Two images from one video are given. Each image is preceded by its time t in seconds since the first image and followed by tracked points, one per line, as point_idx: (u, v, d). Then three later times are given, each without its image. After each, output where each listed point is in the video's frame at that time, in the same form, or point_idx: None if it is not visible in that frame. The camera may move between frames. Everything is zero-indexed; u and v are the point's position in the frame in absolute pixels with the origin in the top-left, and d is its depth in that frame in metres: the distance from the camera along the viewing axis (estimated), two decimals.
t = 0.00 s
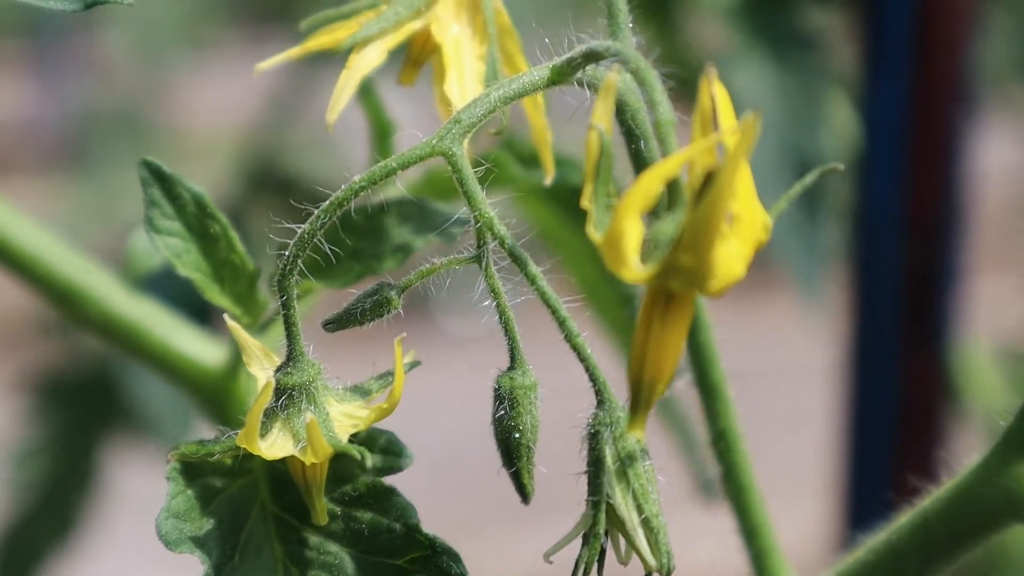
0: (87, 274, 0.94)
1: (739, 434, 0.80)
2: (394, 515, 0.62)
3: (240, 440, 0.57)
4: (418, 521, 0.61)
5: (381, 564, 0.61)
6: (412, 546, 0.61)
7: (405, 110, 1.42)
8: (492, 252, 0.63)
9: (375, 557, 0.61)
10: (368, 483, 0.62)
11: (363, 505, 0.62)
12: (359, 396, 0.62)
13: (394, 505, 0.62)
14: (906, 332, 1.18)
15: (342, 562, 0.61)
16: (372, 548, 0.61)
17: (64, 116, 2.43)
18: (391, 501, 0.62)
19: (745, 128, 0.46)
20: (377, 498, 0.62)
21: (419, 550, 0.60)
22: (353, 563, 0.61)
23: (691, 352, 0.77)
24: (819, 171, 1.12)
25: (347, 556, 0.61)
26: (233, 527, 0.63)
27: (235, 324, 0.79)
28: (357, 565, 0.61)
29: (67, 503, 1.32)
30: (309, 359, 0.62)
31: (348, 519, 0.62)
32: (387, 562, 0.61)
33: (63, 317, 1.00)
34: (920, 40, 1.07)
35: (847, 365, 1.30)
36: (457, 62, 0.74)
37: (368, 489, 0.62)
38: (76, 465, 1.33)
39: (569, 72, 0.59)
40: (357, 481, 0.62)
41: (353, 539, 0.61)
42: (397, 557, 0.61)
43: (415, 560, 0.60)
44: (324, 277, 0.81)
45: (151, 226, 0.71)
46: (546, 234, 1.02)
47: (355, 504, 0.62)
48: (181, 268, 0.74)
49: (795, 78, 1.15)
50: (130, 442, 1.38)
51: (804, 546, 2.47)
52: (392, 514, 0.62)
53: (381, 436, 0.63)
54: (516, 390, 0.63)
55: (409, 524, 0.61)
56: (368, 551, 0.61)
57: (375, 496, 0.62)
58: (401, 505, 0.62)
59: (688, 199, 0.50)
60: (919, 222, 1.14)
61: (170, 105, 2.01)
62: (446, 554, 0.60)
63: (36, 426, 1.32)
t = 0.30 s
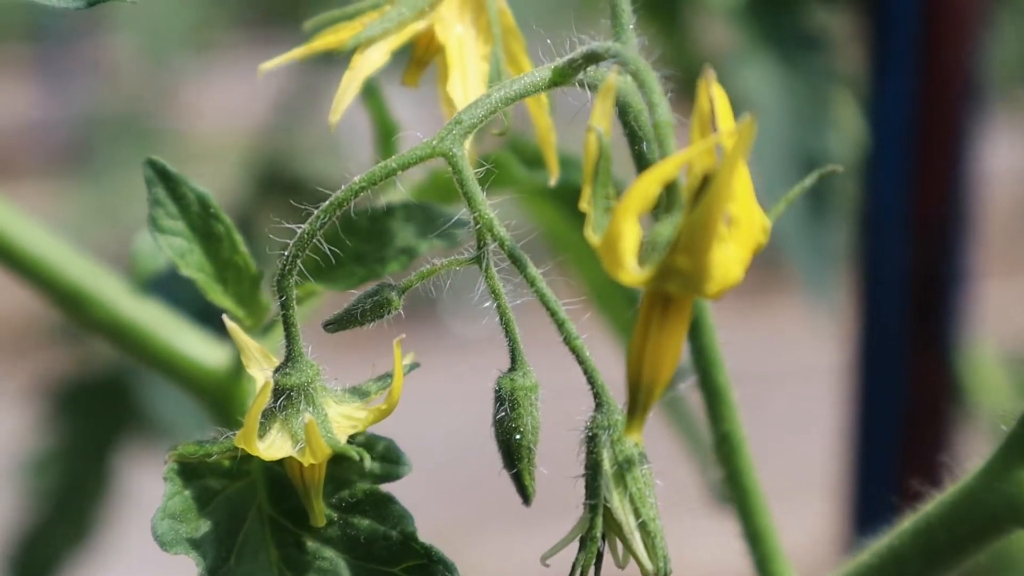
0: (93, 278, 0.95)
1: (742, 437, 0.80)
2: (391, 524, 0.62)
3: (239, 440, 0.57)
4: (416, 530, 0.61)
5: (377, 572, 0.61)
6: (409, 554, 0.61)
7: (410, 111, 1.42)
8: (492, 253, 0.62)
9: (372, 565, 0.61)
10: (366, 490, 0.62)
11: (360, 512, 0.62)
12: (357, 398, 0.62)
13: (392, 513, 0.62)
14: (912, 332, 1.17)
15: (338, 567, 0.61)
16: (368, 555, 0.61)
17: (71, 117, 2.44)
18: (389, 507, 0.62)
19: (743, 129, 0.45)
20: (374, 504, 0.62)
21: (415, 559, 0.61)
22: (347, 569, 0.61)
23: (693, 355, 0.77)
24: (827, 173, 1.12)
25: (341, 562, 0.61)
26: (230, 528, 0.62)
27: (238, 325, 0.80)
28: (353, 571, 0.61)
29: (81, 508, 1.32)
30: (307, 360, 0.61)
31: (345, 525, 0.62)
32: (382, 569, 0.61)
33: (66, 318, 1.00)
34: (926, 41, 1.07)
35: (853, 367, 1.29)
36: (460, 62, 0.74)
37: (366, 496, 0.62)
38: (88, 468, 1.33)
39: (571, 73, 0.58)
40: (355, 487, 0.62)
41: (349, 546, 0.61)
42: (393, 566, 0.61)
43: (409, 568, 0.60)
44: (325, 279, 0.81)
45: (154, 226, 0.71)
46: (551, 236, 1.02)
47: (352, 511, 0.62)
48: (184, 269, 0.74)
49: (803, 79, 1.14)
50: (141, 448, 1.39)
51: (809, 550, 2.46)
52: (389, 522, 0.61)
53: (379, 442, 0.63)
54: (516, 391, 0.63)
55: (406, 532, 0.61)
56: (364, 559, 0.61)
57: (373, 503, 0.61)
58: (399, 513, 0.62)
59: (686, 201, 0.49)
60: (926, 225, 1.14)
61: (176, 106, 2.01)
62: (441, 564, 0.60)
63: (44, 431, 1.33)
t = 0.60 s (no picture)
0: (95, 277, 0.95)
1: (744, 438, 0.80)
2: (399, 519, 0.62)
3: (244, 442, 0.57)
4: (423, 525, 0.61)
5: (384, 567, 0.61)
6: (416, 550, 0.61)
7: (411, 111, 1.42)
8: (494, 256, 0.63)
9: (379, 560, 0.61)
10: (372, 487, 0.62)
11: (366, 509, 0.62)
12: (362, 399, 0.62)
13: (398, 509, 0.62)
14: (914, 330, 1.17)
15: (346, 564, 0.62)
16: (377, 552, 0.61)
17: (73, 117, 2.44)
18: (395, 505, 0.62)
19: (744, 132, 0.46)
20: (381, 502, 0.62)
21: (422, 555, 0.60)
22: (355, 565, 0.61)
23: (696, 356, 0.77)
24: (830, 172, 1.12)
25: (350, 559, 0.62)
26: (238, 530, 0.63)
27: (241, 327, 0.80)
28: (361, 566, 0.61)
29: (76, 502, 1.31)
30: (312, 363, 0.62)
31: (352, 522, 0.62)
32: (389, 564, 0.61)
33: (70, 319, 1.01)
34: (930, 39, 1.07)
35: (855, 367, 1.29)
36: (462, 64, 0.74)
37: (373, 493, 0.62)
38: (85, 463, 1.32)
39: (572, 76, 0.59)
40: (362, 485, 0.62)
41: (356, 543, 0.62)
42: (399, 561, 0.61)
43: (417, 564, 0.60)
44: (328, 281, 0.81)
45: (156, 229, 0.72)
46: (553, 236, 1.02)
47: (359, 508, 0.62)
48: (186, 272, 0.75)
49: (804, 78, 1.15)
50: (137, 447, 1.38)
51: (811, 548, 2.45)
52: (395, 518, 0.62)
53: (384, 439, 0.63)
54: (519, 393, 0.64)
55: (414, 527, 0.61)
56: (371, 555, 0.61)
57: (379, 500, 0.62)
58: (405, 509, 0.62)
59: (688, 204, 0.50)
60: (928, 224, 1.14)
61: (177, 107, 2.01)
62: (447, 558, 0.60)
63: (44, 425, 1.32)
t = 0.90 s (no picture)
0: (90, 278, 0.94)
1: (743, 440, 0.80)
2: (395, 513, 0.61)
3: (240, 444, 0.56)
4: (420, 517, 0.61)
5: (383, 563, 0.61)
6: (414, 544, 0.60)
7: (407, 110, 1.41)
8: (494, 258, 0.62)
9: (378, 556, 0.61)
10: (369, 482, 0.61)
11: (364, 503, 0.61)
12: (359, 401, 0.62)
13: (396, 503, 0.61)
14: (909, 333, 1.17)
15: (345, 562, 0.61)
16: (375, 547, 0.61)
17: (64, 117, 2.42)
18: (391, 498, 0.61)
19: (750, 137, 0.45)
20: (378, 495, 0.61)
21: (422, 547, 0.60)
22: (355, 562, 0.61)
23: (694, 358, 0.77)
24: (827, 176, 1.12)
25: (349, 556, 0.61)
26: (236, 528, 0.62)
27: (238, 328, 0.79)
28: (360, 565, 0.61)
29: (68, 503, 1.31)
30: (309, 364, 0.61)
31: (349, 518, 0.62)
32: (387, 559, 0.61)
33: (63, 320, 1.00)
34: (924, 40, 1.07)
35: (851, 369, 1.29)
36: (461, 64, 0.74)
37: (369, 487, 0.61)
38: (77, 463, 1.32)
39: (574, 77, 0.59)
40: (358, 480, 0.62)
41: (355, 538, 0.61)
42: (398, 555, 0.60)
43: (416, 558, 0.60)
44: (326, 282, 0.81)
45: (152, 230, 0.71)
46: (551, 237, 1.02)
47: (356, 503, 0.62)
48: (182, 272, 0.74)
49: (801, 80, 1.15)
50: (132, 448, 1.37)
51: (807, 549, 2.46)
52: (393, 512, 0.61)
53: (384, 436, 0.63)
54: (518, 396, 0.63)
55: (411, 520, 0.61)
56: (371, 551, 0.61)
57: (376, 494, 0.61)
58: (403, 502, 0.62)
59: (692, 208, 0.49)
60: (925, 227, 1.14)
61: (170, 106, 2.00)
62: (447, 551, 0.59)
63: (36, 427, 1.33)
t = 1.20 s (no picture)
0: (92, 280, 0.94)
1: (743, 442, 0.80)
2: (394, 515, 0.62)
3: (241, 447, 0.57)
4: (419, 519, 0.61)
5: (381, 564, 0.61)
6: (413, 545, 0.61)
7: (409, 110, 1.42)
8: (495, 263, 0.62)
9: (378, 558, 0.61)
10: (368, 484, 0.62)
11: (364, 506, 0.62)
12: (360, 405, 0.62)
13: (396, 505, 0.62)
14: (911, 334, 1.18)
15: (345, 564, 0.62)
16: (373, 549, 0.61)
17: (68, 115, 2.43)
18: (392, 500, 0.61)
19: (749, 144, 0.46)
20: (378, 498, 0.61)
21: (420, 550, 0.61)
22: (355, 564, 0.61)
23: (695, 360, 0.77)
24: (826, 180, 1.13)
25: (349, 558, 0.62)
26: (236, 530, 0.62)
27: (240, 331, 0.80)
28: (360, 566, 0.61)
29: (71, 501, 1.31)
30: (311, 368, 0.61)
31: (349, 520, 0.62)
32: (387, 561, 0.61)
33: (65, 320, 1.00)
34: (924, 42, 1.07)
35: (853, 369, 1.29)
36: (462, 69, 0.74)
37: (368, 490, 0.61)
38: (79, 461, 1.32)
39: (573, 83, 0.59)
40: (357, 482, 0.62)
41: (354, 541, 0.62)
42: (397, 557, 0.61)
43: (415, 560, 0.61)
44: (328, 286, 0.81)
45: (154, 234, 0.71)
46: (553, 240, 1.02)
47: (356, 505, 0.62)
48: (184, 275, 0.74)
49: (799, 83, 1.15)
50: (133, 449, 1.38)
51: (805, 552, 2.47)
52: (393, 514, 0.61)
53: (388, 440, 0.63)
54: (519, 400, 0.63)
55: (411, 522, 0.61)
56: (371, 553, 0.61)
57: (375, 497, 0.61)
58: (403, 504, 0.62)
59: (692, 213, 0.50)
60: (925, 228, 1.14)
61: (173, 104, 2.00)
62: (446, 554, 0.60)
63: (38, 425, 1.33)
